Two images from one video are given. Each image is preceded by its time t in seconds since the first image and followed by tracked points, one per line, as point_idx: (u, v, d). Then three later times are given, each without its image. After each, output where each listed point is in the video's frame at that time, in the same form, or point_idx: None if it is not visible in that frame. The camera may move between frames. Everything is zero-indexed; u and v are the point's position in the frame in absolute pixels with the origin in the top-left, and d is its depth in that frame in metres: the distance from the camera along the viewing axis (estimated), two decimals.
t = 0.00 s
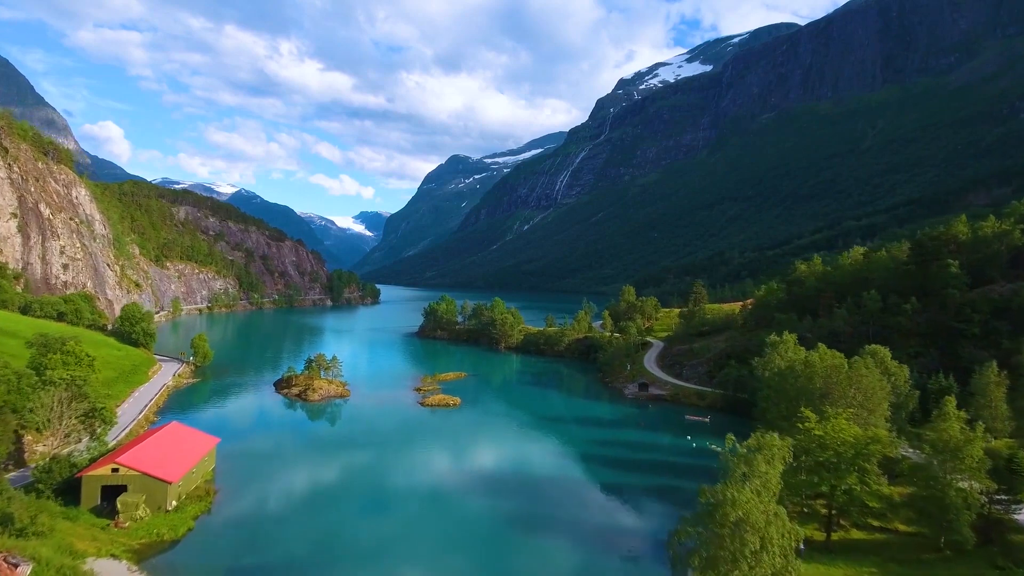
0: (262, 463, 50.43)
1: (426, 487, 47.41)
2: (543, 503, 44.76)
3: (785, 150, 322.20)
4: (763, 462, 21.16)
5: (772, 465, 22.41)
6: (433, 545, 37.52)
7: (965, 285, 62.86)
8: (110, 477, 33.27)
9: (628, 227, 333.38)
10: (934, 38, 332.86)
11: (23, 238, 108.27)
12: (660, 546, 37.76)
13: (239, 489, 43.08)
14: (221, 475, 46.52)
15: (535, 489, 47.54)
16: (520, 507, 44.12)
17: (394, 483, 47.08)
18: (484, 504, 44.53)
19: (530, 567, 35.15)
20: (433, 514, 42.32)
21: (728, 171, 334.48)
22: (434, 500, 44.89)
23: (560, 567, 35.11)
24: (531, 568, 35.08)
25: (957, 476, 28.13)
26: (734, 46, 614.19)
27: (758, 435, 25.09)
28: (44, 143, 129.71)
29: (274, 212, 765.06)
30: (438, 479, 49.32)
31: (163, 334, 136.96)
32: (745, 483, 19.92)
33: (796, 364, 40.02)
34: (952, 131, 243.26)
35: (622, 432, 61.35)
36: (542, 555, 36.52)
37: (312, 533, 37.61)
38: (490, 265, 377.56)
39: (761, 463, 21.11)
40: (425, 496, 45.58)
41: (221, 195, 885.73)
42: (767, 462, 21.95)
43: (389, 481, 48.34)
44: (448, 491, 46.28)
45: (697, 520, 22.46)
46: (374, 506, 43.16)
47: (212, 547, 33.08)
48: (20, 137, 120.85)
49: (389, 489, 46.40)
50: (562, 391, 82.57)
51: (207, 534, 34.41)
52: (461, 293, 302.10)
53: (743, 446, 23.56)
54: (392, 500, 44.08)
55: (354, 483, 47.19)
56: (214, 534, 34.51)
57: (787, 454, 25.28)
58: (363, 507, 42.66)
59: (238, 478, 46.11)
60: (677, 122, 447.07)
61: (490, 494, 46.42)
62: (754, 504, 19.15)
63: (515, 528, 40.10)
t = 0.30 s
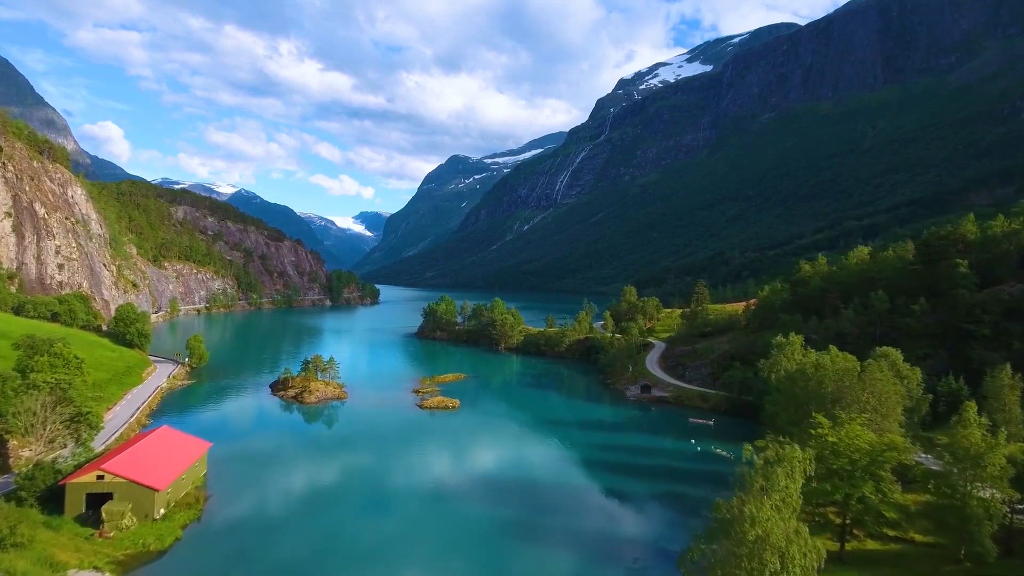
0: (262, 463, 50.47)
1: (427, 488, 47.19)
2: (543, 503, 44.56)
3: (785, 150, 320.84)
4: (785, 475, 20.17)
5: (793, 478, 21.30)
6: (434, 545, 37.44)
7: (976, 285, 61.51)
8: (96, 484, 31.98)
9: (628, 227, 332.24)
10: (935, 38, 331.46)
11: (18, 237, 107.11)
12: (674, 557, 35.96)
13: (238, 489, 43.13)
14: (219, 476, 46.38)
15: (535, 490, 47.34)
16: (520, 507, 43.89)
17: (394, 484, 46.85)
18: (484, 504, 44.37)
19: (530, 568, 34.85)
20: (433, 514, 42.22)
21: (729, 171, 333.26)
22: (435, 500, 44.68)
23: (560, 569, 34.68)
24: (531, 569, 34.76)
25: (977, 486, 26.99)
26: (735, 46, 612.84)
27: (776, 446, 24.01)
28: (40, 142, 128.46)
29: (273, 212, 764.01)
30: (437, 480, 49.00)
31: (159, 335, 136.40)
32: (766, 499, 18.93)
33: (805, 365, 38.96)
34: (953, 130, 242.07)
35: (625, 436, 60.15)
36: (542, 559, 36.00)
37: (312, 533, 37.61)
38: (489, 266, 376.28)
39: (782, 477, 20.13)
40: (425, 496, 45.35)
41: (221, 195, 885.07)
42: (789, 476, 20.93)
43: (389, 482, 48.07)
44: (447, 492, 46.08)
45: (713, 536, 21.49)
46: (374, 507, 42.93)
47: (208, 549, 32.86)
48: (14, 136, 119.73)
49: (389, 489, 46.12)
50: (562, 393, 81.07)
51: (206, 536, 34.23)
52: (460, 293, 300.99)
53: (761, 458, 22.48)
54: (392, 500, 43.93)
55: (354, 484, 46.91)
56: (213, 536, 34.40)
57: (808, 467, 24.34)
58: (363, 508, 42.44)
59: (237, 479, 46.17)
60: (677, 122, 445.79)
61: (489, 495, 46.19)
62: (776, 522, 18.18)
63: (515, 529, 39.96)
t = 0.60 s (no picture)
0: (261, 463, 50.31)
1: (426, 488, 46.77)
2: (544, 504, 44.12)
3: (786, 149, 319.54)
4: (808, 489, 19.47)
5: (816, 493, 20.40)
6: (434, 545, 37.27)
7: (986, 285, 60.18)
8: (80, 492, 30.88)
9: (628, 227, 331.13)
10: (936, 38, 330.02)
11: (12, 237, 105.86)
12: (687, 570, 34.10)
13: (238, 491, 43.01)
14: (217, 478, 45.83)
15: (535, 489, 46.99)
16: (520, 507, 43.48)
17: (393, 484, 46.44)
18: (484, 504, 44.02)
19: (530, 569, 34.55)
20: (433, 515, 41.90)
21: (729, 171, 332.02)
22: (435, 500, 44.32)
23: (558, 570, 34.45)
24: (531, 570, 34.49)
25: (1001, 496, 25.69)
26: (734, 46, 611.55)
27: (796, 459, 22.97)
28: (35, 140, 127.23)
29: (273, 212, 762.91)
30: (437, 480, 48.54)
31: (157, 335, 135.92)
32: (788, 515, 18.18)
33: (817, 368, 37.68)
34: (954, 130, 240.80)
35: (629, 439, 58.74)
36: (539, 561, 35.47)
37: (311, 533, 37.59)
38: (489, 266, 375.12)
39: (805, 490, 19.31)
40: (425, 496, 45.00)
41: (221, 195, 883.86)
42: (812, 489, 20.07)
43: (388, 482, 47.63)
44: (447, 492, 45.70)
45: (729, 556, 20.81)
46: (374, 507, 42.62)
47: (204, 554, 32.37)
48: (9, 135, 118.60)
49: (389, 490, 45.74)
50: (564, 395, 79.68)
51: (204, 537, 34.25)
52: (460, 293, 299.54)
53: (782, 470, 21.46)
54: (392, 500, 43.58)
55: (353, 485, 46.46)
56: (211, 537, 34.42)
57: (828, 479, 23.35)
58: (362, 508, 42.10)
59: (237, 480, 46.08)
60: (677, 122, 444.40)
61: (489, 495, 45.79)
62: (798, 542, 17.52)
63: (515, 529, 39.62)
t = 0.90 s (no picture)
0: (260, 464, 49.80)
1: (426, 487, 46.18)
2: (543, 503, 43.64)
3: (787, 149, 318.39)
4: (835, 506, 19.35)
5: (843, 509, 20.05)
6: (434, 546, 36.82)
7: (996, 286, 58.85)
8: (62, 501, 29.64)
9: (629, 227, 330.02)
10: (937, 38, 328.74)
11: (6, 237, 104.64)
12: None
13: (236, 493, 42.61)
14: (216, 480, 45.22)
15: (534, 489, 46.36)
16: (519, 507, 43.02)
17: (393, 485, 45.83)
18: (483, 503, 43.52)
19: (529, 571, 34.11)
20: (433, 515, 41.42)
21: (730, 171, 330.80)
22: (435, 501, 43.77)
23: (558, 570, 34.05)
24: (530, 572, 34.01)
25: None
26: (734, 46, 609.95)
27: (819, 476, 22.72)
28: (29, 139, 125.95)
29: (273, 212, 761.90)
30: (437, 480, 47.89)
31: (154, 335, 135.56)
32: (811, 534, 18.46)
33: (828, 371, 36.34)
34: (956, 130, 239.39)
35: (632, 444, 57.02)
36: (538, 563, 34.89)
37: (310, 535, 37.25)
38: (489, 266, 373.87)
39: (832, 505, 19.11)
40: (424, 496, 44.51)
41: (221, 196, 882.79)
42: (839, 505, 19.88)
43: (388, 481, 47.06)
44: (447, 492, 45.14)
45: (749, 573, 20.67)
46: (373, 507, 42.08)
47: (198, 561, 31.67)
48: (3, 133, 117.53)
49: (388, 489, 45.24)
50: (564, 398, 78.16)
51: (202, 541, 34.08)
52: (459, 293, 298.28)
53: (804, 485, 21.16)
54: (392, 501, 43.04)
55: (352, 485, 45.90)
56: (210, 540, 34.24)
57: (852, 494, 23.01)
58: (362, 509, 41.64)
59: (235, 480, 45.61)
60: (677, 122, 443.08)
61: (489, 495, 45.28)
62: (824, 563, 17.69)
63: (517, 530, 39.16)
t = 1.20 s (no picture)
0: (258, 464, 49.02)
1: (426, 487, 45.35)
2: (544, 503, 42.91)
3: (787, 149, 317.12)
4: (864, 528, 21.21)
5: (874, 532, 21.91)
6: (434, 546, 36.19)
7: (1006, 286, 57.66)
8: (44, 510, 28.59)
9: (629, 227, 328.78)
10: (937, 38, 327.52)
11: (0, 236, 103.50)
12: None
13: (234, 495, 42.00)
14: (214, 482, 44.40)
15: (535, 489, 45.54)
16: (520, 507, 42.25)
17: (393, 485, 45.02)
18: (484, 504, 42.76)
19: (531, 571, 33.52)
20: (433, 515, 40.76)
21: (730, 171, 329.56)
22: (434, 501, 42.99)
23: (556, 569, 33.69)
24: (532, 573, 33.40)
25: None
26: (734, 46, 608.70)
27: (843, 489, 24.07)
28: (24, 137, 124.88)
29: (272, 212, 760.56)
30: (437, 479, 47.00)
31: (153, 335, 135.23)
32: (839, 552, 20.76)
33: (841, 373, 35.19)
34: (956, 130, 238.23)
35: (635, 447, 55.75)
36: (537, 562, 34.34)
37: (308, 536, 36.81)
38: (489, 266, 372.51)
39: (859, 523, 21.40)
40: (424, 496, 43.75)
41: (221, 195, 881.55)
42: (871, 528, 21.93)
43: (387, 481, 46.17)
44: (447, 493, 44.32)
45: None
46: (373, 507, 41.39)
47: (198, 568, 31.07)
48: None
49: (388, 489, 44.49)
50: (566, 399, 76.94)
51: (201, 543, 33.85)
52: (459, 294, 297.08)
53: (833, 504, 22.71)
54: (392, 501, 42.32)
55: (352, 485, 45.09)
56: (209, 542, 33.99)
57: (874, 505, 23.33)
58: (361, 509, 40.93)
59: (234, 481, 44.87)
60: (677, 121, 441.72)
61: (491, 495, 44.45)
62: None
63: (518, 530, 38.48)
